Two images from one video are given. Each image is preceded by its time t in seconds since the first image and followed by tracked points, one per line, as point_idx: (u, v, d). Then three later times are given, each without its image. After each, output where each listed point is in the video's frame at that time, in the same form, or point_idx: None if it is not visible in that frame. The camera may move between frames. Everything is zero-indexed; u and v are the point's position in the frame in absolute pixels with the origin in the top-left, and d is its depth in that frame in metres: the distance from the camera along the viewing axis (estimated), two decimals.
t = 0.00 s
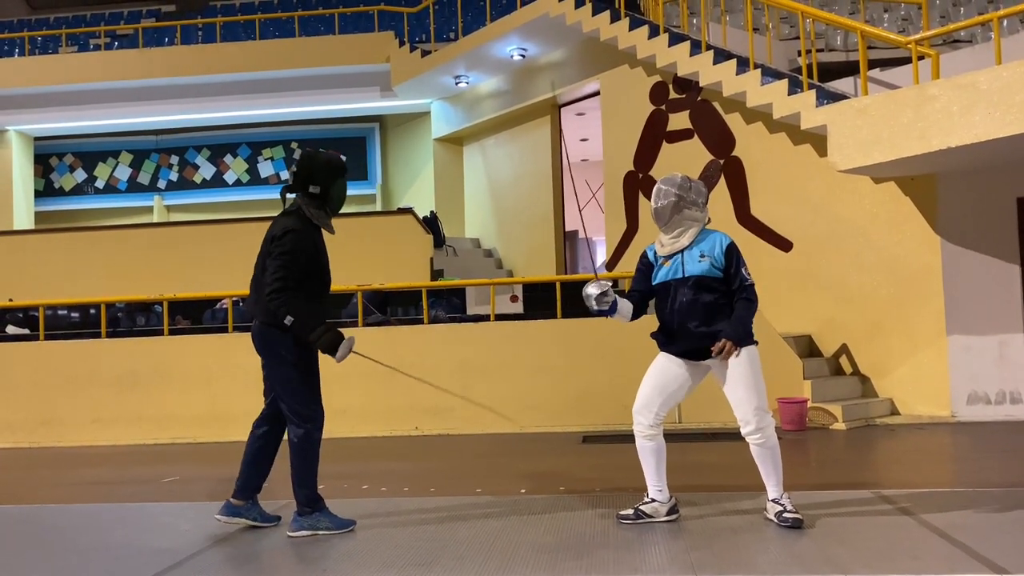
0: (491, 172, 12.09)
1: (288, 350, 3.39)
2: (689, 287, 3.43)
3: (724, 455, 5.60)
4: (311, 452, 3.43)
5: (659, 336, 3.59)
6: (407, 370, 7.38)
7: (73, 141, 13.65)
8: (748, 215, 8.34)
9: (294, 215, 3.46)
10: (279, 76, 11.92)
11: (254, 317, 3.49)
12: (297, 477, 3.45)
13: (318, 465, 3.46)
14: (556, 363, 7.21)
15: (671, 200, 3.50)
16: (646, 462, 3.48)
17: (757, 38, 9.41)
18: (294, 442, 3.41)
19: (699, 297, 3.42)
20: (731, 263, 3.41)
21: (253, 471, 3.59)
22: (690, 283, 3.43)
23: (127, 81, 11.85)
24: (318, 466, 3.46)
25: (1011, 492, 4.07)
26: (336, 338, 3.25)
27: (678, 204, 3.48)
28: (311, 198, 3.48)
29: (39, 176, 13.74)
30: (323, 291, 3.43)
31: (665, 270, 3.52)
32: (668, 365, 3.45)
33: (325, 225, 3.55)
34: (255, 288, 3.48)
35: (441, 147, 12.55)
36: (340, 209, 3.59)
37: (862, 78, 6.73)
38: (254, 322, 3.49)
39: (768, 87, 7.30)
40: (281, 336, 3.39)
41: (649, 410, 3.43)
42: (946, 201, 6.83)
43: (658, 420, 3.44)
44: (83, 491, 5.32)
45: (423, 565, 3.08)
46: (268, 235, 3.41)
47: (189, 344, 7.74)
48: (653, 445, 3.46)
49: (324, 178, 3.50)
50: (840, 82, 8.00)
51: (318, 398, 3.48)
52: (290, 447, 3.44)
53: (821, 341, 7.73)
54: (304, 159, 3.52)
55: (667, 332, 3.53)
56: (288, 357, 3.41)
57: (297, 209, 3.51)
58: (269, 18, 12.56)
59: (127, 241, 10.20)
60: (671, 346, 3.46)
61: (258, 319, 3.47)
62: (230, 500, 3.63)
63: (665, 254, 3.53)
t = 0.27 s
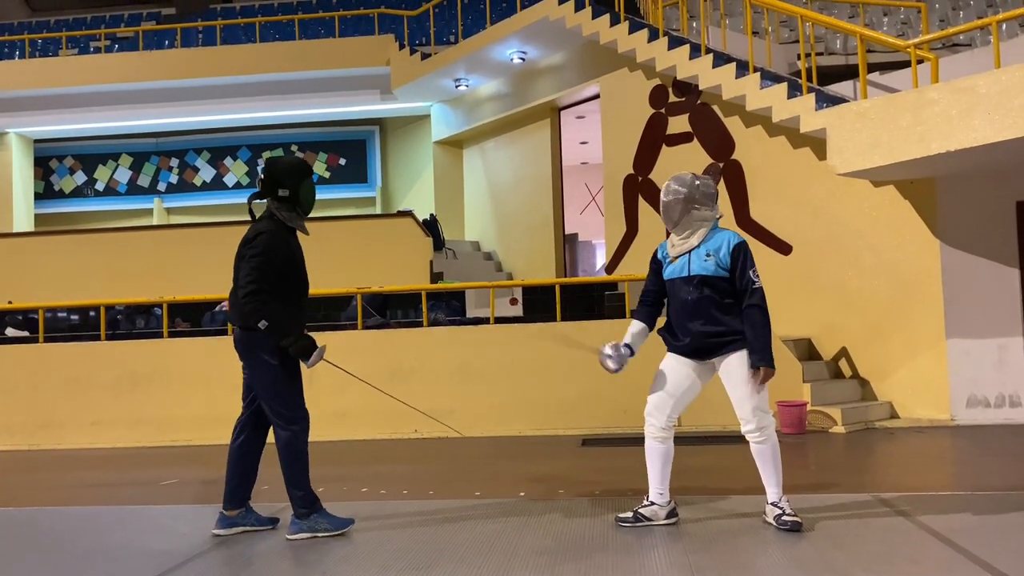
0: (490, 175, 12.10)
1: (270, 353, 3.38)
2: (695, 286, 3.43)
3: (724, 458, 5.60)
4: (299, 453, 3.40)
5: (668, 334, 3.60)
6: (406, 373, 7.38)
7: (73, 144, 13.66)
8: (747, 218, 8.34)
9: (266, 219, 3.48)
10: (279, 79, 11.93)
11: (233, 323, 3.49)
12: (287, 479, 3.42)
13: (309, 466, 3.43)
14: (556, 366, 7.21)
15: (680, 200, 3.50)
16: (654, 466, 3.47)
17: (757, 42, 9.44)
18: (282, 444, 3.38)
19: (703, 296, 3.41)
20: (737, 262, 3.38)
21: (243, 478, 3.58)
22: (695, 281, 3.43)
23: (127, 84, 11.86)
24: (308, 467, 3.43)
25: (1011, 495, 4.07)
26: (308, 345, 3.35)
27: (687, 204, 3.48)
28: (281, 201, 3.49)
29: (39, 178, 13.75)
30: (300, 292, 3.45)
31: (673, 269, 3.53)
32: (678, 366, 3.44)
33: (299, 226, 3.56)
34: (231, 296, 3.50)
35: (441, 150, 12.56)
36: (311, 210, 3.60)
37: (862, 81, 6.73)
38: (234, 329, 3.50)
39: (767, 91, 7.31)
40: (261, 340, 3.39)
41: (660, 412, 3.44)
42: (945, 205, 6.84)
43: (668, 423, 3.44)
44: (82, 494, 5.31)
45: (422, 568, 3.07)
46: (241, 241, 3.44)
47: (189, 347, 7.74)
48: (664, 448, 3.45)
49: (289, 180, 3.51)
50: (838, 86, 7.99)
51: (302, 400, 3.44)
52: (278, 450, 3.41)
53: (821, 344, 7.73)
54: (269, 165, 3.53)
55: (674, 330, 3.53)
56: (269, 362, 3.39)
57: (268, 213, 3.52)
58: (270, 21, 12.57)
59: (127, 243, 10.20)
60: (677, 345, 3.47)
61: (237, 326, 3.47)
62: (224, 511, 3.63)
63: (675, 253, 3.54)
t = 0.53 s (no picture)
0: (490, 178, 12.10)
1: (257, 356, 3.39)
2: (706, 288, 3.43)
3: (724, 461, 5.59)
4: (281, 456, 3.39)
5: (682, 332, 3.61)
6: (406, 376, 7.38)
7: (74, 146, 13.68)
8: (747, 222, 8.34)
9: (254, 222, 3.47)
10: (279, 82, 11.94)
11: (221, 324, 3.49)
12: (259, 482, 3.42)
13: (283, 469, 3.43)
14: (555, 369, 7.21)
15: (694, 203, 3.48)
16: (664, 470, 3.46)
17: (757, 45, 9.45)
18: (264, 447, 3.38)
19: (715, 299, 3.40)
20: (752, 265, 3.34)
21: (236, 483, 3.57)
22: (707, 284, 3.42)
23: (127, 87, 11.87)
24: (282, 470, 3.43)
25: (1011, 499, 4.06)
26: (293, 345, 3.31)
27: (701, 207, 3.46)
28: (270, 204, 3.48)
29: (39, 181, 13.77)
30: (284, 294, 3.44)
31: (687, 270, 3.53)
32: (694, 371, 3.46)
33: (286, 231, 3.56)
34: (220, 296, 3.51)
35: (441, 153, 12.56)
36: (299, 216, 3.59)
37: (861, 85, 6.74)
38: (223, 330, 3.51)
39: (767, 94, 7.32)
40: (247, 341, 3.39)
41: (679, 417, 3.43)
42: (945, 208, 6.85)
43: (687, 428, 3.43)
44: (82, 496, 5.31)
45: (420, 571, 3.07)
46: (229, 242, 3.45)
47: (189, 349, 7.75)
48: (678, 453, 3.44)
49: (283, 185, 3.50)
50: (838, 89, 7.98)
51: (288, 403, 3.44)
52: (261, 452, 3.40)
53: (820, 348, 7.73)
54: (264, 167, 3.52)
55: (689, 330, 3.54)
56: (254, 362, 3.39)
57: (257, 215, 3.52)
58: (270, 24, 12.58)
59: (127, 246, 10.21)
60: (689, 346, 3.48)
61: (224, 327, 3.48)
62: (223, 514, 3.63)
63: (691, 255, 3.53)
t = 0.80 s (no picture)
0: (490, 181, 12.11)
1: (251, 359, 3.37)
2: (710, 296, 3.44)
3: (723, 464, 5.59)
4: (269, 459, 3.40)
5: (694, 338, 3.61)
6: (406, 379, 7.38)
7: (74, 149, 13.69)
8: (747, 226, 8.35)
9: (258, 225, 3.47)
10: (280, 85, 11.95)
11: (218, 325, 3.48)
12: (252, 485, 3.42)
13: (276, 472, 3.42)
14: (555, 372, 7.20)
15: (699, 210, 3.47)
16: (673, 476, 3.46)
17: (757, 49, 9.47)
18: (254, 450, 3.38)
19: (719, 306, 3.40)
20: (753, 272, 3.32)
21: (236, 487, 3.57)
22: (711, 291, 3.44)
23: (127, 90, 11.88)
24: (275, 473, 3.43)
25: (1011, 503, 4.06)
26: (293, 351, 3.32)
27: (706, 213, 3.45)
28: (277, 209, 3.48)
29: (40, 184, 13.77)
30: (282, 301, 3.44)
31: (693, 278, 3.55)
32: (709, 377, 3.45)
33: (286, 237, 3.56)
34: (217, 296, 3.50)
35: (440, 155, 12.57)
36: (303, 224, 3.61)
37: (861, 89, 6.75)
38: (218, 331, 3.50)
39: (767, 98, 7.33)
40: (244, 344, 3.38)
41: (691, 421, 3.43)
42: (945, 211, 6.85)
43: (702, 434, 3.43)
44: (82, 499, 5.31)
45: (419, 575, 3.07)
46: (231, 243, 3.44)
47: (189, 352, 7.75)
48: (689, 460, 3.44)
49: (292, 192, 3.50)
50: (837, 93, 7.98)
51: (279, 407, 3.45)
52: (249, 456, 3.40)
53: (820, 351, 7.73)
54: (274, 172, 3.52)
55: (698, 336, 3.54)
56: (250, 365, 3.38)
57: (262, 219, 3.51)
58: (270, 27, 12.60)
59: (127, 248, 10.22)
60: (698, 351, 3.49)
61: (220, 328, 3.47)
62: (223, 517, 3.63)
63: (698, 263, 3.52)
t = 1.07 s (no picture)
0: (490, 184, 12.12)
1: (252, 362, 3.38)
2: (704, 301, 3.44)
3: (724, 468, 5.58)
4: (269, 461, 3.40)
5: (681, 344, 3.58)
6: (406, 381, 7.38)
7: (75, 151, 13.70)
8: (748, 229, 8.36)
9: (265, 228, 3.48)
10: (281, 87, 11.96)
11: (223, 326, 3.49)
12: (252, 488, 3.42)
13: (276, 475, 3.42)
14: (556, 375, 7.21)
15: (687, 216, 3.48)
16: (659, 477, 3.45)
17: (757, 52, 9.48)
18: (253, 453, 3.38)
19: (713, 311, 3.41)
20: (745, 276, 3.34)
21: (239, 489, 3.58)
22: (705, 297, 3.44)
23: (128, 92, 11.89)
24: (276, 475, 3.43)
25: (1011, 506, 4.06)
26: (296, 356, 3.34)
27: (694, 219, 3.45)
28: (285, 212, 3.50)
29: (40, 186, 13.77)
30: (288, 305, 3.45)
31: (685, 284, 3.54)
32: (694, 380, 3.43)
33: (295, 239, 3.58)
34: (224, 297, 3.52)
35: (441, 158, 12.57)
36: (312, 226, 3.62)
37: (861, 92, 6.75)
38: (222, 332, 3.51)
39: (767, 101, 7.34)
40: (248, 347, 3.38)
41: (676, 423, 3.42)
42: (945, 214, 6.85)
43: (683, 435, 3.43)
44: (82, 501, 5.31)
45: None
46: (238, 245, 3.46)
47: (189, 354, 7.75)
48: (674, 461, 3.43)
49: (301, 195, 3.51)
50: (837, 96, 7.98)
51: (280, 411, 3.45)
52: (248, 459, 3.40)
53: (820, 354, 7.73)
54: (283, 174, 3.53)
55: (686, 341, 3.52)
56: (251, 367, 3.38)
57: (270, 221, 3.52)
58: (271, 30, 12.63)
59: (127, 250, 10.22)
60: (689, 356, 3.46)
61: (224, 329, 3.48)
62: (224, 518, 3.64)
63: (690, 268, 3.53)
